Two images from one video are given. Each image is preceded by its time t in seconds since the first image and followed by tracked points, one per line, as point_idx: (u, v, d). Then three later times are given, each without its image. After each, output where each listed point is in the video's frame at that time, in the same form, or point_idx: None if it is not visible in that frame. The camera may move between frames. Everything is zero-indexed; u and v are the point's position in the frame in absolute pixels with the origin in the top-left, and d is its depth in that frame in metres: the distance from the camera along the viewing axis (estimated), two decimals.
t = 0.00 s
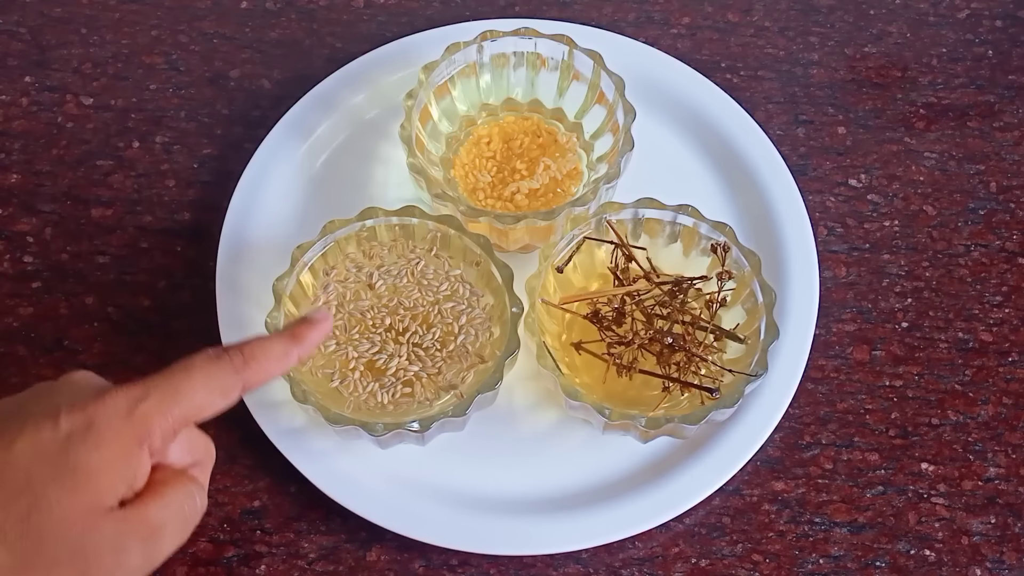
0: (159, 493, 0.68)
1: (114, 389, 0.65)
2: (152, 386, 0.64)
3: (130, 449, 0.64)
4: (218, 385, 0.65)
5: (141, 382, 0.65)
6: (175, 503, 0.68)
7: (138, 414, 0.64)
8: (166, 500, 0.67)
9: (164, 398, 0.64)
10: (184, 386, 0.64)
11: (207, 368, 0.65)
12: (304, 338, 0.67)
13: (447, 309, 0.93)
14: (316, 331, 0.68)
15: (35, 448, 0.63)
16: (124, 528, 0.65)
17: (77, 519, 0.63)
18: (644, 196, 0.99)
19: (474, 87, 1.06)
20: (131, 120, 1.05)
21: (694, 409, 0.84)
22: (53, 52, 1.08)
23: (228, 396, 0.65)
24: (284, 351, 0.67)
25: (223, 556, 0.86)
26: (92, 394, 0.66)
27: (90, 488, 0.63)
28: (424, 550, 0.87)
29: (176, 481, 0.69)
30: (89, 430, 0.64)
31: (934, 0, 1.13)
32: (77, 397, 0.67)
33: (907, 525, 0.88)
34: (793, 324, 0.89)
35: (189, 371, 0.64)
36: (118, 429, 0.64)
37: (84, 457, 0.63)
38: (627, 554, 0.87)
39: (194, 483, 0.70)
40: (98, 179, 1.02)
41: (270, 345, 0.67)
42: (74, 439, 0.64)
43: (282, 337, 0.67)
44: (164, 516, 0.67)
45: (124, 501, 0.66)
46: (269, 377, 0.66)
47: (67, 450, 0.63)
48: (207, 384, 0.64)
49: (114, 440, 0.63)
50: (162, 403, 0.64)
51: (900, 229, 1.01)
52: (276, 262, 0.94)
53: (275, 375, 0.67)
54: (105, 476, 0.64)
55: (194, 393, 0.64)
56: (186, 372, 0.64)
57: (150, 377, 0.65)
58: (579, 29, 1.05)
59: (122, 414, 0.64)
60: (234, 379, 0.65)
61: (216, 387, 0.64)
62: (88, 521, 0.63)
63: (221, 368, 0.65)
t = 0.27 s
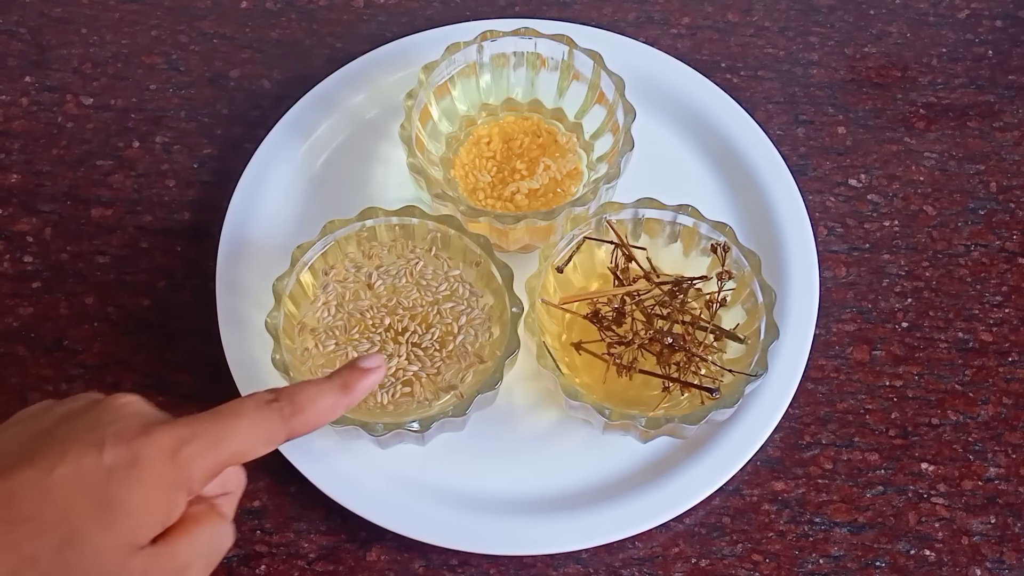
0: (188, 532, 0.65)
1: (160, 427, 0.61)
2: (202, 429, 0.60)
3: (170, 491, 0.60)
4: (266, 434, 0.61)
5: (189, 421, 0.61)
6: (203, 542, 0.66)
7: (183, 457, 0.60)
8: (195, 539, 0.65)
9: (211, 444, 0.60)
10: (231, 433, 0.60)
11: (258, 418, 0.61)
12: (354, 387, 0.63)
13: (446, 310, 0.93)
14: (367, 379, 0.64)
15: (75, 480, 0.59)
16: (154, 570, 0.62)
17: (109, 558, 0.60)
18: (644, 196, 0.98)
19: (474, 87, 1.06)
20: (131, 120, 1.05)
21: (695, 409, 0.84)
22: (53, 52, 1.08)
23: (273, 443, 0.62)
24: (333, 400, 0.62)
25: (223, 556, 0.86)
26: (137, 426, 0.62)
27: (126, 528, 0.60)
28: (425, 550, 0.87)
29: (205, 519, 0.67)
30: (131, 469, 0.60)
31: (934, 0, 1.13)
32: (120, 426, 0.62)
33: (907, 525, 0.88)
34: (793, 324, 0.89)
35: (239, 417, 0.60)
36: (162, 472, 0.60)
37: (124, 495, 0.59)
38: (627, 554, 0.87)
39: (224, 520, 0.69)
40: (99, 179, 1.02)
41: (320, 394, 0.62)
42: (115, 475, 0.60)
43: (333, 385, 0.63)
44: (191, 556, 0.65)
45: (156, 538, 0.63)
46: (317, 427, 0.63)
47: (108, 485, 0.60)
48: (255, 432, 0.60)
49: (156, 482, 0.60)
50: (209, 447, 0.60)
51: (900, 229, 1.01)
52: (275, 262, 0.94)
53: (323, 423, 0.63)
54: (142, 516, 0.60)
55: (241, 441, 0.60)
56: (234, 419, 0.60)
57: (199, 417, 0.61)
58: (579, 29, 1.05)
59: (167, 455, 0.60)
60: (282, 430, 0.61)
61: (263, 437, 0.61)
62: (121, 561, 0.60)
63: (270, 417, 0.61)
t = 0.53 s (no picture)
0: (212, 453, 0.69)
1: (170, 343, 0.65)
2: (208, 341, 0.64)
3: (187, 399, 0.64)
4: (266, 341, 0.62)
5: (196, 338, 0.64)
6: (226, 463, 0.70)
7: (196, 366, 0.64)
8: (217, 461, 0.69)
9: (218, 353, 0.63)
10: (234, 341, 0.63)
11: (258, 329, 0.62)
12: (344, 294, 0.64)
13: (446, 310, 0.93)
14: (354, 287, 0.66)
15: (95, 396, 0.64)
16: (179, 479, 0.66)
17: (135, 465, 0.64)
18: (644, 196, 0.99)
19: (474, 87, 1.06)
20: (131, 120, 1.05)
21: (695, 409, 0.84)
22: (53, 52, 1.08)
23: (277, 352, 0.63)
24: (325, 306, 0.63)
25: (223, 556, 0.86)
26: (150, 347, 0.66)
27: (148, 437, 0.64)
28: (424, 549, 0.87)
29: (228, 445, 0.71)
30: (148, 382, 0.64)
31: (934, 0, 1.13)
32: (132, 348, 0.67)
33: (907, 525, 0.88)
34: (794, 324, 0.89)
35: (239, 327, 0.63)
36: (176, 381, 0.64)
37: (143, 405, 0.64)
38: (627, 554, 0.87)
39: (244, 452, 0.72)
40: (99, 179, 1.02)
41: (313, 304, 0.63)
42: (133, 388, 0.64)
43: (324, 295, 0.64)
44: (217, 476, 0.69)
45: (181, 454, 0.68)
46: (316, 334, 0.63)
47: (127, 398, 0.64)
48: (257, 340, 0.62)
49: (174, 391, 0.64)
50: (217, 358, 0.63)
51: (900, 229, 1.01)
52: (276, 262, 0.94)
53: (320, 331, 0.64)
54: (165, 424, 0.65)
55: (244, 350, 0.63)
56: (236, 329, 0.63)
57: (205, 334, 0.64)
58: (579, 29, 1.05)
59: (180, 367, 0.64)
60: (283, 336, 0.62)
61: (265, 344, 0.62)
62: (147, 469, 0.65)
63: (270, 324, 0.62)
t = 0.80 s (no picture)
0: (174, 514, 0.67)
1: (137, 406, 0.64)
2: (177, 403, 0.63)
3: (149, 467, 0.63)
4: (235, 399, 0.63)
5: (161, 399, 0.63)
6: (184, 526, 0.67)
7: (161, 432, 0.62)
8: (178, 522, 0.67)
9: (184, 416, 0.63)
10: (203, 402, 0.63)
11: (227, 387, 0.63)
12: (314, 343, 0.66)
13: (446, 309, 0.93)
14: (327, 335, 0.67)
15: (57, 462, 0.62)
16: (135, 550, 0.64)
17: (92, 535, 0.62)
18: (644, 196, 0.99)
19: (474, 87, 1.06)
20: (131, 120, 1.05)
21: (695, 409, 0.84)
22: (53, 52, 1.08)
23: (246, 408, 0.64)
24: (295, 358, 0.66)
25: (223, 556, 0.86)
26: (115, 410, 0.64)
27: (108, 505, 0.62)
28: (424, 549, 0.87)
29: (186, 504, 0.68)
30: (111, 448, 0.62)
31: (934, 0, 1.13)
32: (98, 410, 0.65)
33: (907, 525, 0.88)
34: (794, 324, 0.89)
35: (208, 387, 0.63)
36: (140, 447, 0.62)
37: (106, 474, 0.62)
38: (627, 554, 0.87)
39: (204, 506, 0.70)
40: (99, 179, 1.02)
41: (281, 354, 0.65)
42: (96, 455, 0.62)
43: (292, 344, 0.66)
44: (174, 538, 0.66)
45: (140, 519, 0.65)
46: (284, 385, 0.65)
47: (88, 466, 0.62)
48: (226, 399, 0.63)
49: (135, 459, 0.62)
50: (182, 420, 0.63)
51: (900, 229, 1.01)
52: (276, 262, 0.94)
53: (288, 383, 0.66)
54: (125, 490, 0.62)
55: (212, 409, 0.63)
56: (204, 390, 0.63)
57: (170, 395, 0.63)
58: (579, 29, 1.05)
59: (146, 432, 0.62)
60: (252, 393, 0.64)
61: (235, 402, 0.63)
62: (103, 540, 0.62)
63: (240, 382, 0.64)
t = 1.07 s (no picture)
0: None
1: (152, 489, 0.62)
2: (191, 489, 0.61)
3: (162, 556, 0.61)
4: (250, 476, 0.62)
5: (176, 483, 0.62)
6: None
7: (175, 521, 0.61)
8: None
9: (198, 502, 0.61)
10: (216, 484, 0.61)
11: (240, 467, 0.61)
12: (330, 403, 0.64)
13: (445, 310, 0.93)
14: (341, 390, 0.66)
15: (71, 544, 0.61)
16: None
17: None
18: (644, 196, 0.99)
19: (474, 87, 1.06)
20: (131, 120, 1.05)
21: (695, 409, 0.84)
22: (53, 52, 1.08)
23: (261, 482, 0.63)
24: (312, 422, 0.64)
25: (223, 556, 0.86)
26: (132, 490, 0.62)
27: None
28: (424, 550, 0.87)
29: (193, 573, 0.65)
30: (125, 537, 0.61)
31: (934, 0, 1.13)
32: (114, 483, 0.63)
33: (907, 525, 0.88)
34: (794, 324, 0.89)
35: (222, 468, 0.61)
36: (153, 538, 0.61)
37: (120, 560, 0.60)
38: (627, 554, 0.87)
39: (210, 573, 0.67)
40: (99, 179, 1.02)
41: (298, 420, 0.63)
42: (109, 544, 0.61)
43: (309, 405, 0.64)
44: None
45: None
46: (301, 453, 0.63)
47: (101, 553, 0.60)
48: (240, 478, 0.61)
49: (148, 550, 0.61)
50: (196, 507, 0.61)
51: (900, 229, 1.01)
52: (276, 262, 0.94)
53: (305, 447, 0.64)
54: None
55: (227, 490, 0.61)
56: (219, 469, 0.61)
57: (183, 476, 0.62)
58: (579, 29, 1.05)
59: (159, 521, 0.61)
60: (267, 468, 0.62)
61: (249, 479, 0.62)
62: None
63: (255, 460, 0.62)
